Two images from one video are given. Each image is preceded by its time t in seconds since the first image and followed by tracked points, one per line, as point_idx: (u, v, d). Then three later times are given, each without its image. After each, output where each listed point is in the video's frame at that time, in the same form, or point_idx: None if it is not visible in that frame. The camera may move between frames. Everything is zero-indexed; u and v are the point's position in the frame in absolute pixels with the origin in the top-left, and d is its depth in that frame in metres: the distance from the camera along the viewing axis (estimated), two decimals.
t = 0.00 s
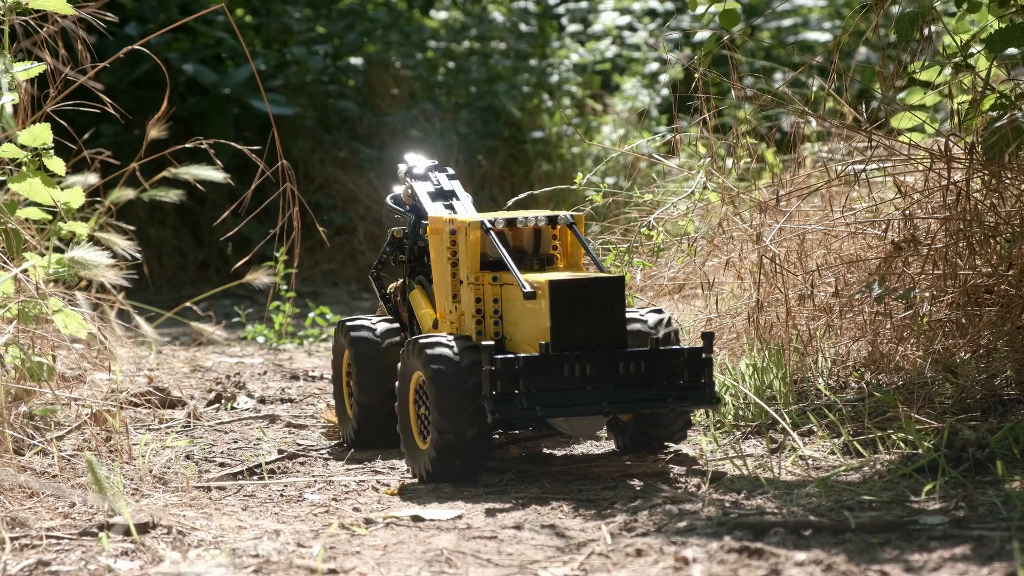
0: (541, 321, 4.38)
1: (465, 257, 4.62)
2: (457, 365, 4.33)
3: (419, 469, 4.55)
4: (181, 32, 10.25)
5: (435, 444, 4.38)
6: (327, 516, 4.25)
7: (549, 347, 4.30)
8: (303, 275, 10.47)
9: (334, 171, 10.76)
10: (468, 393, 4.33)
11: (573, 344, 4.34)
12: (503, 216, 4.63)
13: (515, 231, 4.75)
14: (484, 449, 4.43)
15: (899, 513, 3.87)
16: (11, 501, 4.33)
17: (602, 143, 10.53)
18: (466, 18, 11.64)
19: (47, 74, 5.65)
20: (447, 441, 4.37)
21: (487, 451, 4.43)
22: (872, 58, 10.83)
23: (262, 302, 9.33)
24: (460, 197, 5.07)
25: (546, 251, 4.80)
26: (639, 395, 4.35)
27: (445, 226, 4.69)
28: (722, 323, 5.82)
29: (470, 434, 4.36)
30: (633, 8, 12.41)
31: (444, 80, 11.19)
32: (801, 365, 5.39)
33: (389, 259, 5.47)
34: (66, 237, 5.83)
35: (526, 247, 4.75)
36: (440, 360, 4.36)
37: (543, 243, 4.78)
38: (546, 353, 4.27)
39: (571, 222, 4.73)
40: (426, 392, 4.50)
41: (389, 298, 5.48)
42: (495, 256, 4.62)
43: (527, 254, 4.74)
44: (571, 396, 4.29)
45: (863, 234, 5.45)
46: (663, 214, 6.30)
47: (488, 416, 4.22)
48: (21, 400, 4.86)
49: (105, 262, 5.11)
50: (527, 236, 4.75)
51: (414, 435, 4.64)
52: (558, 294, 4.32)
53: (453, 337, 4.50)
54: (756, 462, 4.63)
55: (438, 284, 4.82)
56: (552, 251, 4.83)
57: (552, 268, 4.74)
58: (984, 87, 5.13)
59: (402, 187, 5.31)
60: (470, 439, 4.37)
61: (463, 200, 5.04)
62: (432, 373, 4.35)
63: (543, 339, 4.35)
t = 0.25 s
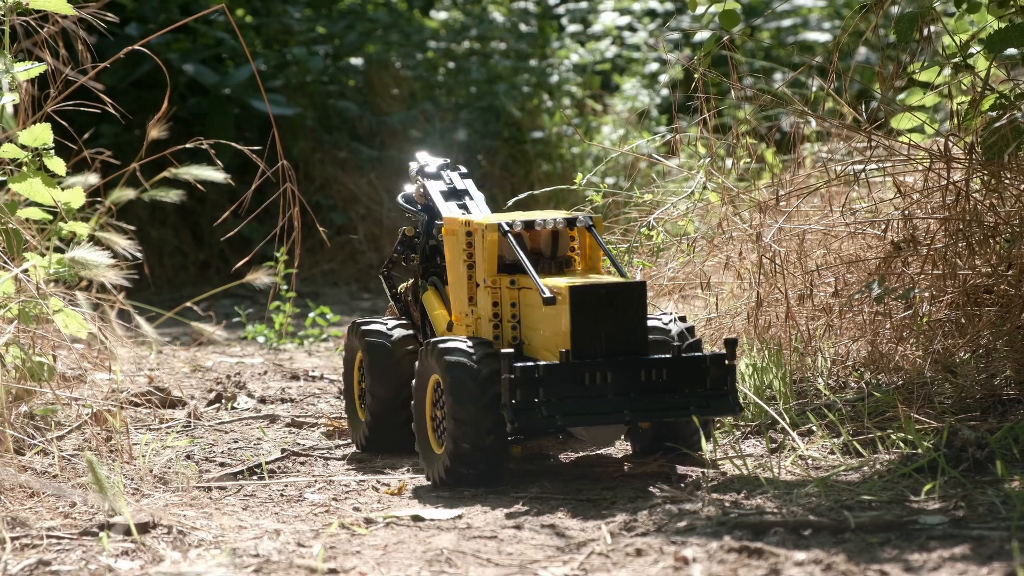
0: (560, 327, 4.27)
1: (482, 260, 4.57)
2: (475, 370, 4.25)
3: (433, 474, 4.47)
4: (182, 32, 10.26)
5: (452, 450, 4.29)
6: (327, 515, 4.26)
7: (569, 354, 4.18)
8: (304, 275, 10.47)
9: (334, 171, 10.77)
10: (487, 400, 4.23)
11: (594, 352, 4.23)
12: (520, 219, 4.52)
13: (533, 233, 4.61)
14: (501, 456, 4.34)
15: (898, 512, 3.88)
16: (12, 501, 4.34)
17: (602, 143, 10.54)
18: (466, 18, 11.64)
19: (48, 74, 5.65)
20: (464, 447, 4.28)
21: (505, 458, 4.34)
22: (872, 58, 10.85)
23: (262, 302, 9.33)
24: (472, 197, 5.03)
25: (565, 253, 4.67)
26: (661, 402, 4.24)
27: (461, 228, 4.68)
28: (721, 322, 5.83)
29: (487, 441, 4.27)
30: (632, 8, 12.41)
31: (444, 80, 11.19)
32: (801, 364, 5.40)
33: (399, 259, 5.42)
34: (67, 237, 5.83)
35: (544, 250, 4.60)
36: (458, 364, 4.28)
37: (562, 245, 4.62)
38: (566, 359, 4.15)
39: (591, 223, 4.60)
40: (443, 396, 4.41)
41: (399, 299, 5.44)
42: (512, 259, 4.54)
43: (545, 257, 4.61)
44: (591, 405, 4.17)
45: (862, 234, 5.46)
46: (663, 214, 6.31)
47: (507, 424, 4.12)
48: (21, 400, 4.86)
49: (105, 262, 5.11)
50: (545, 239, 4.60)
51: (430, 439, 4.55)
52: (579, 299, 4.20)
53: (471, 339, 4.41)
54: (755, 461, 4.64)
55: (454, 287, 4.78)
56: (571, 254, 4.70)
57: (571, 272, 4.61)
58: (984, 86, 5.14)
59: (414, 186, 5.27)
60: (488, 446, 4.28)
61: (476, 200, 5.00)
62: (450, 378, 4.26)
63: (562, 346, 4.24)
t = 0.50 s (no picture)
0: (574, 326, 4.22)
1: (492, 260, 4.49)
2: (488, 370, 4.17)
3: (448, 478, 4.37)
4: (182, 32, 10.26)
5: (466, 452, 4.20)
6: (327, 515, 4.27)
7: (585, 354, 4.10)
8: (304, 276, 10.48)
9: (335, 172, 10.78)
10: (501, 402, 4.14)
11: (610, 352, 4.18)
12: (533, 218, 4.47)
13: (545, 233, 4.57)
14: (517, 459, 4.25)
15: (898, 512, 3.89)
16: (13, 500, 4.35)
17: (602, 143, 10.56)
18: (466, 18, 11.64)
19: (48, 74, 5.65)
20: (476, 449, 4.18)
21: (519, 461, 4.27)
22: (871, 58, 10.87)
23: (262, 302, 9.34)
24: (480, 197, 4.95)
25: (576, 253, 4.65)
26: (679, 403, 4.17)
27: (471, 228, 4.58)
28: (721, 323, 5.84)
29: (502, 443, 4.17)
30: (632, 8, 12.42)
31: (444, 80, 11.20)
32: (801, 364, 5.40)
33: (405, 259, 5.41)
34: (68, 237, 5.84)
35: (555, 251, 4.57)
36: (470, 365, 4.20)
37: (574, 245, 4.61)
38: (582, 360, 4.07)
39: (603, 223, 4.57)
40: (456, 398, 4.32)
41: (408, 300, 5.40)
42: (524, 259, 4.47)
43: (557, 257, 4.58)
44: (608, 405, 4.09)
45: (862, 234, 5.47)
46: (663, 214, 6.31)
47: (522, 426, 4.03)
48: (22, 400, 4.87)
49: (106, 262, 5.11)
50: (557, 238, 4.57)
51: (443, 442, 4.46)
52: (593, 298, 4.15)
53: (483, 341, 4.33)
54: (755, 461, 4.65)
55: (464, 288, 4.69)
56: (582, 254, 4.68)
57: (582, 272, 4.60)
58: (984, 87, 5.15)
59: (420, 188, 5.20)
60: (503, 449, 4.18)
61: (484, 200, 4.92)
62: (463, 379, 4.17)
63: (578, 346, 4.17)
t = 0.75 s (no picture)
0: (592, 328, 4.17)
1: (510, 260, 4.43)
2: (502, 372, 4.14)
3: (462, 482, 4.35)
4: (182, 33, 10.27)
5: (480, 456, 4.18)
6: (327, 514, 4.28)
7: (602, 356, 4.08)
8: (304, 276, 10.49)
9: (335, 172, 10.79)
10: (516, 405, 4.12)
11: (627, 355, 4.15)
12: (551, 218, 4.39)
13: (563, 233, 4.50)
14: (531, 463, 4.22)
15: (898, 511, 3.90)
16: (13, 500, 4.35)
17: (602, 144, 10.58)
18: (467, 18, 11.64)
19: (49, 74, 5.65)
20: (492, 450, 4.15)
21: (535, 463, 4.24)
22: (871, 58, 10.88)
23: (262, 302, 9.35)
24: (498, 198, 4.91)
25: (596, 255, 4.56)
26: (696, 409, 4.15)
27: (489, 228, 4.54)
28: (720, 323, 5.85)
29: (517, 446, 4.15)
30: (632, 9, 12.43)
31: (444, 81, 11.20)
32: (800, 364, 5.41)
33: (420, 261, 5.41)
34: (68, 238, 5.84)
35: (575, 252, 4.49)
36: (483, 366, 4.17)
37: (594, 245, 4.53)
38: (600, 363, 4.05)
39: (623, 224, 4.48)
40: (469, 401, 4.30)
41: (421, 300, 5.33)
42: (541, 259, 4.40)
43: (576, 259, 4.50)
44: (625, 409, 4.07)
45: (862, 234, 5.48)
46: (663, 214, 6.31)
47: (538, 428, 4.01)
48: (22, 400, 4.87)
49: (106, 262, 5.12)
50: (576, 239, 4.49)
51: (456, 446, 4.44)
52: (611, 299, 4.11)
53: (497, 343, 4.30)
54: (755, 460, 4.66)
55: (481, 289, 4.64)
56: (603, 256, 4.60)
57: (602, 274, 4.51)
58: (983, 87, 5.15)
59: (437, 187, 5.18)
60: (517, 452, 4.16)
61: (502, 200, 4.88)
62: (476, 382, 4.15)
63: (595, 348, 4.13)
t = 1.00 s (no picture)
0: (611, 329, 4.12)
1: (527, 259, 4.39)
2: (517, 374, 4.11)
3: (477, 485, 4.29)
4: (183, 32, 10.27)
5: (495, 459, 4.12)
6: (327, 514, 4.28)
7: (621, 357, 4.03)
8: (304, 276, 10.49)
9: (335, 172, 10.79)
10: (531, 406, 4.08)
11: (646, 355, 4.09)
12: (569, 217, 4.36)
13: (581, 233, 4.47)
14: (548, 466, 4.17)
15: (897, 511, 3.90)
16: (14, 500, 4.36)
17: (602, 144, 10.60)
18: (467, 18, 11.64)
19: (49, 74, 5.66)
20: (508, 453, 4.10)
21: (552, 467, 4.18)
22: (870, 58, 10.90)
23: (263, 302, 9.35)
24: (513, 198, 4.91)
25: (613, 255, 4.53)
26: (716, 411, 4.09)
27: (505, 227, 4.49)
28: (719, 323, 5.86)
29: (533, 449, 4.10)
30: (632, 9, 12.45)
31: (444, 81, 11.21)
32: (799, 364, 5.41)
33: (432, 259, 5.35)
34: (69, 238, 5.84)
35: (592, 250, 4.49)
36: (498, 369, 4.14)
37: (611, 244, 4.52)
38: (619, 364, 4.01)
39: (642, 224, 4.46)
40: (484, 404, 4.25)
41: (432, 299, 5.33)
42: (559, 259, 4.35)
43: (593, 258, 4.49)
44: (644, 411, 4.02)
45: (861, 234, 5.48)
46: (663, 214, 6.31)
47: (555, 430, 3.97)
48: (23, 400, 4.88)
49: (107, 262, 5.13)
50: (593, 238, 4.49)
51: (470, 450, 4.39)
52: (630, 298, 4.06)
53: (512, 346, 4.26)
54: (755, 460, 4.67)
55: (497, 290, 4.59)
56: (620, 255, 4.57)
57: (620, 273, 4.49)
58: (982, 87, 5.16)
59: (452, 186, 5.18)
60: (533, 455, 4.11)
61: (517, 200, 4.88)
62: (491, 384, 4.11)
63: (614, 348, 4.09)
